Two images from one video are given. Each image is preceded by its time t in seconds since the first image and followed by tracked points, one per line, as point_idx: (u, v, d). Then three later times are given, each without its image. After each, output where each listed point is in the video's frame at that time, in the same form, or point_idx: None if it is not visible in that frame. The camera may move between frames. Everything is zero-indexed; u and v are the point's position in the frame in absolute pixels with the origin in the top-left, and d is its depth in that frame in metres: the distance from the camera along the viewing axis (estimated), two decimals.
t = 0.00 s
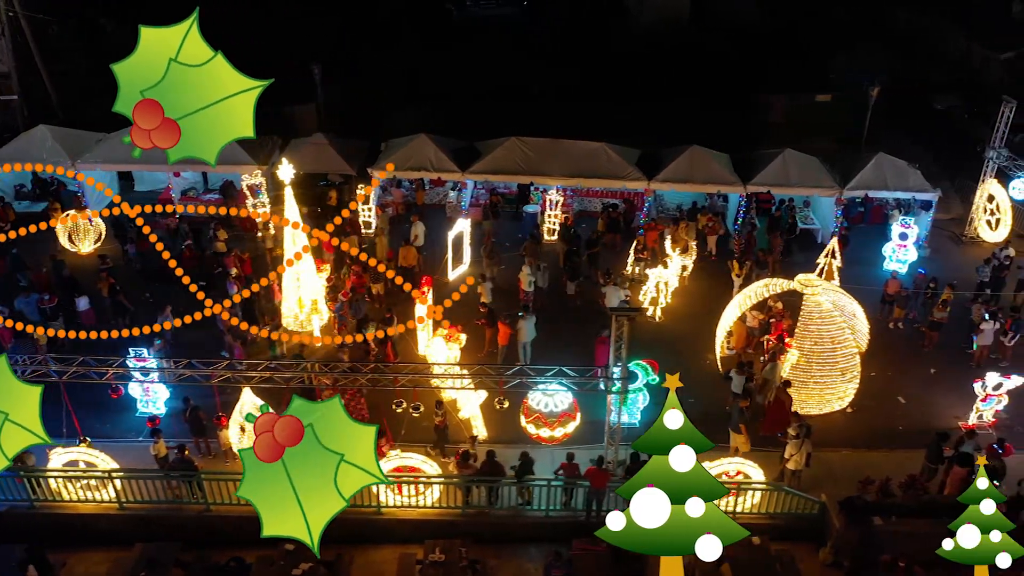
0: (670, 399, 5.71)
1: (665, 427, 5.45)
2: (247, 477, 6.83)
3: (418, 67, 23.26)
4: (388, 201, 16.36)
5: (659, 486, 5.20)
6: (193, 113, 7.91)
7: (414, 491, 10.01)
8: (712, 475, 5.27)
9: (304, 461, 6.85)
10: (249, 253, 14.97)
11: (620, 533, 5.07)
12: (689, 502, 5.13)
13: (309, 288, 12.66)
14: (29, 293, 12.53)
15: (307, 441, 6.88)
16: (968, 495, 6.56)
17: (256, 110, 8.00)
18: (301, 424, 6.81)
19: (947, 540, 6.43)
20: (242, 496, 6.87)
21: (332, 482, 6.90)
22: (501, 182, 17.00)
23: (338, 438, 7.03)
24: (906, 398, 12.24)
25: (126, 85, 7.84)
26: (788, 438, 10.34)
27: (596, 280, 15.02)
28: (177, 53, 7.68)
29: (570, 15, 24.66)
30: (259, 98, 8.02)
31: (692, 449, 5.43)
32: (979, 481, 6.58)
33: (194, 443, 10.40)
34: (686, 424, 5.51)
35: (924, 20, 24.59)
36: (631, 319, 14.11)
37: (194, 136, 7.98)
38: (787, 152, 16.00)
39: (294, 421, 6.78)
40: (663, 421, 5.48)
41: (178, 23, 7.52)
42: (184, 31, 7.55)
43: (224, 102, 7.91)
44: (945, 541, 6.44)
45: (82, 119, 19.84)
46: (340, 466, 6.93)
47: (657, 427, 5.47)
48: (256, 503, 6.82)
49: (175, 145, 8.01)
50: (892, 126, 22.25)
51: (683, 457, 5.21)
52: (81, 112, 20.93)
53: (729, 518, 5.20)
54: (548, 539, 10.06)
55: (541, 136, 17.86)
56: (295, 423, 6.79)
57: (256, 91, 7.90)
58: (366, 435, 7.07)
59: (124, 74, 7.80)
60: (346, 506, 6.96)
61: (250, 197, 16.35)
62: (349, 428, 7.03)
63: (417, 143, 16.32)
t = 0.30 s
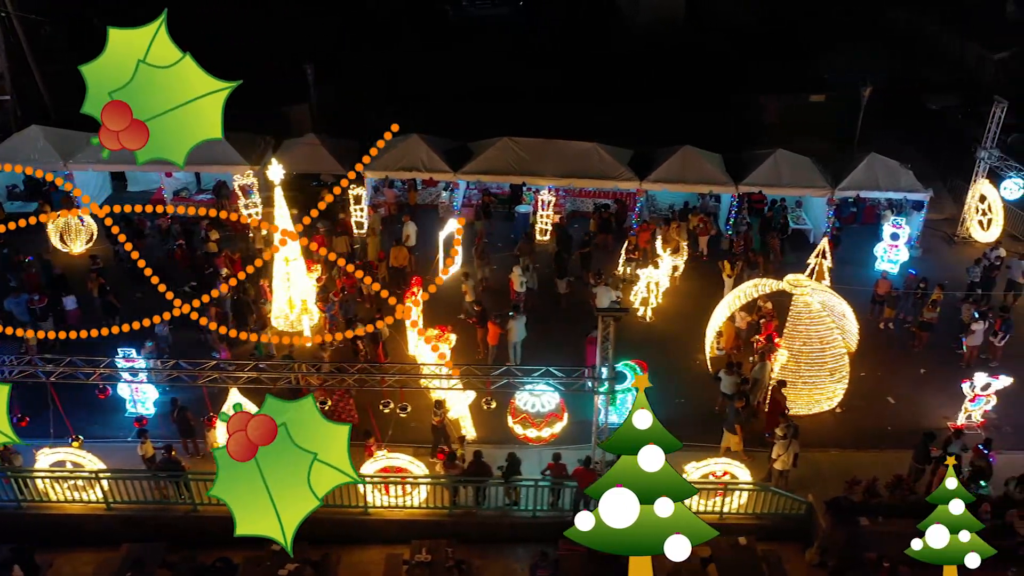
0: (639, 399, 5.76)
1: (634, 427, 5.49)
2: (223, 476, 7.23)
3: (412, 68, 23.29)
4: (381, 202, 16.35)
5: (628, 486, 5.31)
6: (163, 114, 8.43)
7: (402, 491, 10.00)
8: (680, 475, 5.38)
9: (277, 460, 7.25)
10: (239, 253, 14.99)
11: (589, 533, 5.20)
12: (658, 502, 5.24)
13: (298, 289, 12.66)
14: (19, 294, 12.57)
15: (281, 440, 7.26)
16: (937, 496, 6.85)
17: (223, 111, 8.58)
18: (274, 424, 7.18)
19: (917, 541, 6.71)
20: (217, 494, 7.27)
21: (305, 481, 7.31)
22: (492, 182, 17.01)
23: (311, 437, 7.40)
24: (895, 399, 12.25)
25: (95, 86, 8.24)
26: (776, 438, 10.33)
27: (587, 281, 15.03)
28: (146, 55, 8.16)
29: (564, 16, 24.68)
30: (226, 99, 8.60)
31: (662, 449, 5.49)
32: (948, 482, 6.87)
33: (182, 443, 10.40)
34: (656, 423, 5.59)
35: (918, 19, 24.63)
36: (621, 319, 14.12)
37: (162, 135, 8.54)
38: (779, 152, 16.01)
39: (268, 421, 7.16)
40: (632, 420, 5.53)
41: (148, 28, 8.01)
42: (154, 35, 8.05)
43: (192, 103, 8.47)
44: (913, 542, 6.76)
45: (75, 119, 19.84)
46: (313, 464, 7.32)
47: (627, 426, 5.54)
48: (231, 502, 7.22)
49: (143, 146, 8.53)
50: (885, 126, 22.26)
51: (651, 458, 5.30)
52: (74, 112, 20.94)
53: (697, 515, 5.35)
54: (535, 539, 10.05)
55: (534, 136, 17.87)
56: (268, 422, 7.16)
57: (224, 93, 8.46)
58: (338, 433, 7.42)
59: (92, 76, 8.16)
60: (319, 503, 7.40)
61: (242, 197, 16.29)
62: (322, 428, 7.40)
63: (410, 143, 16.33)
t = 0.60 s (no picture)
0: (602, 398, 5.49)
1: (595, 427, 5.25)
2: (184, 479, 7.13)
3: (404, 68, 23.32)
4: (370, 202, 16.34)
5: (589, 487, 5.04)
6: (126, 111, 8.16)
7: (385, 492, 10.00)
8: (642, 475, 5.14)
9: (239, 462, 7.14)
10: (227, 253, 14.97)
11: (550, 534, 4.99)
12: (620, 502, 5.01)
13: (285, 289, 12.66)
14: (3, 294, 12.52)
15: (243, 442, 7.17)
16: (898, 496, 6.80)
17: (186, 110, 8.30)
18: (236, 425, 7.11)
19: (879, 540, 6.65)
20: (178, 497, 7.14)
21: (268, 483, 7.17)
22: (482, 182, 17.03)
23: (274, 439, 7.30)
24: (881, 399, 12.26)
25: (56, 83, 7.99)
26: (758, 439, 10.35)
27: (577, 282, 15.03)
28: (108, 52, 7.89)
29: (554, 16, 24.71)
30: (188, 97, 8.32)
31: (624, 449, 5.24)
32: (910, 482, 6.83)
33: (165, 444, 10.40)
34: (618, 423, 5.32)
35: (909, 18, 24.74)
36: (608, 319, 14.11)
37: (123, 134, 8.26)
38: (768, 152, 16.00)
39: (230, 421, 7.10)
40: (593, 420, 5.28)
41: (108, 24, 7.70)
42: (114, 31, 7.75)
43: (154, 101, 8.19)
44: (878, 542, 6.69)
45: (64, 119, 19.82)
46: (276, 466, 7.19)
47: (588, 425, 5.31)
48: (192, 504, 7.10)
49: (104, 145, 8.24)
50: (877, 126, 22.28)
51: (613, 458, 5.03)
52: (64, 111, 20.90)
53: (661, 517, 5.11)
54: (518, 539, 10.05)
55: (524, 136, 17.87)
56: (231, 424, 7.10)
57: (185, 91, 8.19)
58: (302, 436, 7.33)
59: (53, 74, 7.91)
60: (282, 506, 7.22)
61: (231, 197, 16.28)
62: (285, 429, 7.31)
63: (399, 143, 16.32)
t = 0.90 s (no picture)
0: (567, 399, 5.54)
1: (561, 427, 5.30)
2: (146, 475, 7.18)
3: (397, 68, 23.34)
4: (360, 202, 16.30)
5: (554, 487, 5.07)
6: (91, 111, 8.03)
7: (370, 492, 9.99)
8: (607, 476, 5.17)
9: (199, 460, 7.21)
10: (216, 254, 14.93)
11: (516, 533, 4.96)
12: (585, 502, 5.01)
13: (273, 288, 12.64)
14: None
15: (204, 439, 7.24)
16: (863, 496, 7.17)
17: (151, 110, 8.15)
18: (198, 423, 7.16)
19: (844, 541, 7.15)
20: (140, 494, 7.21)
21: (229, 481, 7.25)
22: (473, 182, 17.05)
23: (236, 437, 7.37)
24: (868, 399, 12.26)
25: (23, 83, 7.93)
26: (743, 439, 10.34)
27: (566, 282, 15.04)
28: (73, 51, 7.82)
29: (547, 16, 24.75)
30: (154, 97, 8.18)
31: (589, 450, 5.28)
32: (875, 482, 7.16)
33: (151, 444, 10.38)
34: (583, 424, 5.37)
35: (900, 19, 24.80)
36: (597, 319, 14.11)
37: (89, 135, 8.11)
38: (758, 152, 16.00)
39: (191, 419, 7.14)
40: (559, 421, 5.33)
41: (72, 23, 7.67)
42: (81, 29, 7.72)
43: (119, 101, 8.06)
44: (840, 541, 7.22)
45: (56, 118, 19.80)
46: (237, 464, 7.26)
47: (554, 427, 5.34)
48: (154, 501, 7.17)
49: (70, 145, 8.09)
50: (869, 125, 22.28)
51: (578, 458, 5.07)
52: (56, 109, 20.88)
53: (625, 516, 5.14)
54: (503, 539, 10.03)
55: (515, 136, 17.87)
56: (192, 422, 7.14)
57: (150, 91, 8.05)
58: (263, 433, 7.41)
59: (19, 74, 7.89)
60: (243, 503, 7.31)
61: (222, 197, 16.24)
62: (246, 427, 7.38)
63: (389, 144, 16.30)
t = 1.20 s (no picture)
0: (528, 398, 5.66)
1: (520, 427, 5.43)
2: (105, 475, 7.12)
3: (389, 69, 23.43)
4: (350, 202, 16.31)
5: (515, 488, 5.23)
6: (48, 111, 7.21)
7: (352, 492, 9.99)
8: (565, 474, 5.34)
9: (159, 460, 7.20)
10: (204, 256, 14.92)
11: (475, 535, 5.15)
12: (545, 502, 5.19)
13: (259, 289, 12.65)
14: None
15: (164, 439, 7.23)
16: (823, 496, 7.26)
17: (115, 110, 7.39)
18: (158, 422, 7.14)
19: (802, 541, 7.10)
20: (98, 493, 7.16)
21: (188, 481, 7.27)
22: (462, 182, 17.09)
23: (194, 438, 7.38)
24: (854, 399, 12.26)
25: None
26: (725, 439, 10.36)
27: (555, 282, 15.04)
28: (34, 50, 7.01)
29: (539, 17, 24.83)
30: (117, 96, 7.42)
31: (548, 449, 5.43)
32: (835, 482, 7.26)
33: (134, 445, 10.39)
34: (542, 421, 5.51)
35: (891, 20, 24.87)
36: (585, 319, 14.11)
37: (48, 136, 7.28)
38: (748, 152, 15.99)
39: (152, 418, 7.12)
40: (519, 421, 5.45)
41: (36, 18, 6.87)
42: (43, 25, 6.90)
43: (79, 102, 7.28)
44: (801, 543, 7.12)
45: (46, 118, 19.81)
46: (196, 464, 7.27)
47: (512, 426, 5.46)
48: (112, 500, 7.13)
49: (28, 146, 7.25)
50: (862, 124, 22.30)
51: (537, 458, 5.24)
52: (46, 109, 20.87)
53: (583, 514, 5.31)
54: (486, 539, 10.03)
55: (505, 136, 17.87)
56: (153, 421, 7.12)
57: (114, 88, 7.28)
58: (221, 433, 7.43)
59: None
60: (202, 503, 7.36)
61: (211, 198, 16.17)
62: (205, 427, 7.40)
63: (378, 144, 16.30)
